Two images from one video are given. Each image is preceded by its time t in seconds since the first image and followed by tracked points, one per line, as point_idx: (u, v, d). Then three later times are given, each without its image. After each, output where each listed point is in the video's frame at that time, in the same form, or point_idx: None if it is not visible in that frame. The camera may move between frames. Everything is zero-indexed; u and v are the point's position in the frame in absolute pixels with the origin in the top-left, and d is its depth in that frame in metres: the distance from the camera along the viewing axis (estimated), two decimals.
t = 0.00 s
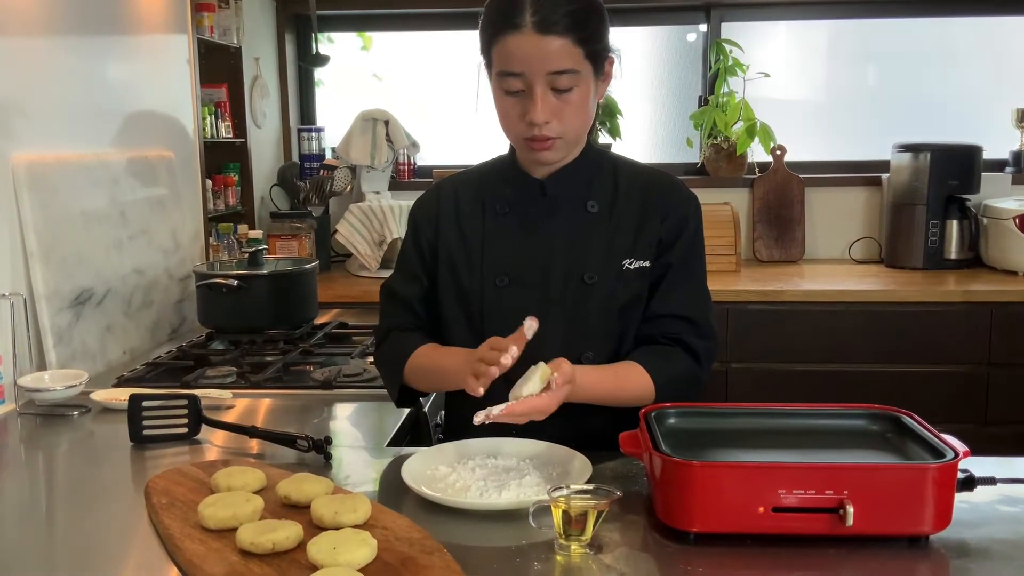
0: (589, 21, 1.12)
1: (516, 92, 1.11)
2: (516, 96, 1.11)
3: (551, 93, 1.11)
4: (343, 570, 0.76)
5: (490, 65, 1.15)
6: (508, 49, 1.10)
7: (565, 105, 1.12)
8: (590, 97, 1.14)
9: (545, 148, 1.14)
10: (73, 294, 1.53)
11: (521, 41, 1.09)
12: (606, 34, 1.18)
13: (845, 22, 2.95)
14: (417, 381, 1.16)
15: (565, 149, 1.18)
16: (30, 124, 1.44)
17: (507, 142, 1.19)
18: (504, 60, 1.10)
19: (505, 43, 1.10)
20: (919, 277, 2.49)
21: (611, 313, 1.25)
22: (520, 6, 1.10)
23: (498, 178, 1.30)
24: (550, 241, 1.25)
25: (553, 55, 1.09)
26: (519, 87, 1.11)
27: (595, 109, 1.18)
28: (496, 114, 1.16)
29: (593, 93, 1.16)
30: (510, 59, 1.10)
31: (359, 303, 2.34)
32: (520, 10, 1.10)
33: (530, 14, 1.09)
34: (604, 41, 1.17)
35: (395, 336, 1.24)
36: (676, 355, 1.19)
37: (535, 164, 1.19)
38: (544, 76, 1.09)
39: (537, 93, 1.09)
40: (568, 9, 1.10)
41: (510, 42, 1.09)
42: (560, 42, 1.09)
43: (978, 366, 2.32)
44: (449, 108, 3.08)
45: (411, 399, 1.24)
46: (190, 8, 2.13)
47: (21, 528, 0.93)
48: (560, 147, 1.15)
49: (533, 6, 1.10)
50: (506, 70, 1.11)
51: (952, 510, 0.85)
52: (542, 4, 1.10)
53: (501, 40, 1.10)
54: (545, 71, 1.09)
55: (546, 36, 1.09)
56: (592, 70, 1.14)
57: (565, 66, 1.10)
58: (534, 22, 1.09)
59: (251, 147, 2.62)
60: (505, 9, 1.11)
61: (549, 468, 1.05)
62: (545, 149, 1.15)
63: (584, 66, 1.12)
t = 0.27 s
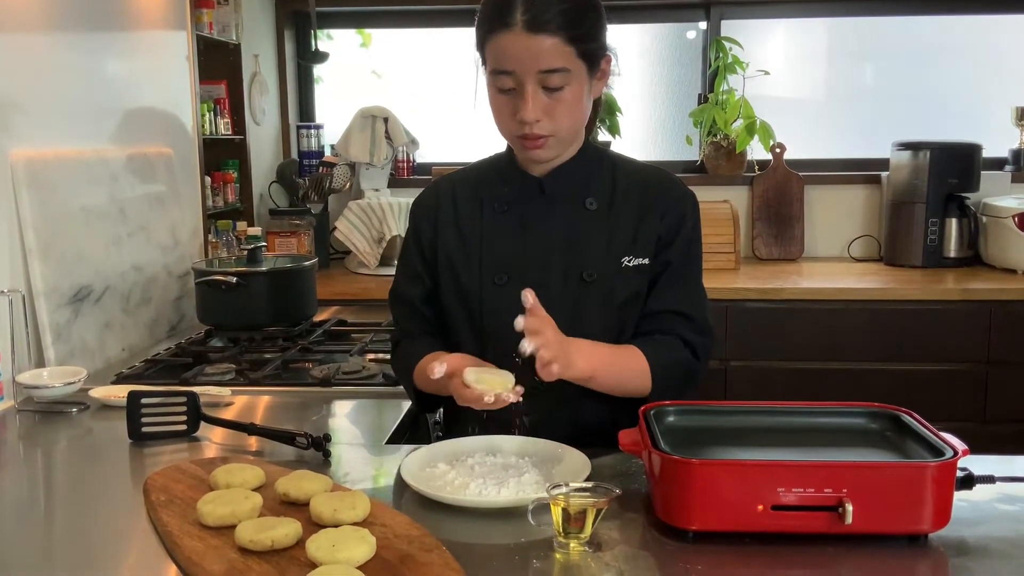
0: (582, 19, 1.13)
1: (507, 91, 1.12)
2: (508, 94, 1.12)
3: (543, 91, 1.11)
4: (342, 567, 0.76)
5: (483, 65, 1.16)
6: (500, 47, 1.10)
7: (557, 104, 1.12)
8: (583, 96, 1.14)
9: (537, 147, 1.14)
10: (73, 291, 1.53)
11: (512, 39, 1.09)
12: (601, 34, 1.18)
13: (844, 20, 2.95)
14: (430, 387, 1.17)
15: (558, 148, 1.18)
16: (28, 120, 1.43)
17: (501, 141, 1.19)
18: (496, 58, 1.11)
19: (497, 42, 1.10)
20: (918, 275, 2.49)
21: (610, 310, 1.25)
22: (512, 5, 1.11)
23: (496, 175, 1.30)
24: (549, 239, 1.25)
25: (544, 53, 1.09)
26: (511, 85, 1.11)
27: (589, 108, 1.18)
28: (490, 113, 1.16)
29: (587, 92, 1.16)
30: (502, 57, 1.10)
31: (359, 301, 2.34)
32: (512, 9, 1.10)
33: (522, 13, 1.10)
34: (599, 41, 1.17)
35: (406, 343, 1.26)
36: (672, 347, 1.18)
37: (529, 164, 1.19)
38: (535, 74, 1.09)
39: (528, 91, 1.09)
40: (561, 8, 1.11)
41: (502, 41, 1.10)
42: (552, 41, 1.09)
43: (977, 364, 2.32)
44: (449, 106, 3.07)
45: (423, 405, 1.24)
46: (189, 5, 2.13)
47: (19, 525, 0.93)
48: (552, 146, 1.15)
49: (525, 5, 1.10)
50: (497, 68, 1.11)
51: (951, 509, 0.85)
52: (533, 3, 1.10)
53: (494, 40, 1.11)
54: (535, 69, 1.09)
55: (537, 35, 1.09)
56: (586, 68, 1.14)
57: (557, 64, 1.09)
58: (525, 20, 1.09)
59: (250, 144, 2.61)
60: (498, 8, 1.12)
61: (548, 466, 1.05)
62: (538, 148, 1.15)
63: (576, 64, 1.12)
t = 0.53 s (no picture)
0: (590, 47, 1.16)
1: (517, 116, 1.16)
2: (518, 119, 1.16)
3: (551, 117, 1.15)
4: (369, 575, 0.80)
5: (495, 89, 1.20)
6: (510, 74, 1.14)
7: (564, 130, 1.16)
8: (591, 121, 1.19)
9: (546, 170, 1.19)
10: (90, 298, 1.56)
11: (522, 67, 1.13)
12: (611, 61, 1.22)
13: (840, 48, 3.02)
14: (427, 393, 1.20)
15: (567, 171, 1.22)
16: (52, 131, 1.47)
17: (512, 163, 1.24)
18: (507, 85, 1.15)
19: (507, 69, 1.15)
20: (908, 299, 2.55)
21: (617, 335, 1.30)
22: (522, 33, 1.15)
23: (509, 198, 1.34)
24: (559, 264, 1.29)
25: (552, 80, 1.13)
26: (521, 111, 1.16)
27: (598, 132, 1.22)
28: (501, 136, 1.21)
29: (595, 117, 1.20)
30: (512, 84, 1.14)
31: (362, 311, 2.38)
32: (522, 38, 1.14)
33: (530, 42, 1.13)
34: (608, 67, 1.20)
35: (408, 354, 1.29)
36: (684, 375, 1.24)
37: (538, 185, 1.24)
38: (543, 101, 1.14)
39: (536, 116, 1.14)
40: (569, 37, 1.15)
41: (512, 68, 1.14)
42: (560, 68, 1.13)
43: (964, 387, 2.38)
44: (452, 121, 3.13)
45: (424, 412, 1.29)
46: (204, 18, 2.17)
47: (51, 528, 0.97)
48: (561, 169, 1.20)
49: (535, 34, 1.14)
50: (508, 95, 1.15)
51: (942, 530, 0.90)
52: (544, 31, 1.14)
53: (504, 66, 1.15)
54: (544, 96, 1.13)
55: (546, 63, 1.13)
56: (595, 96, 1.18)
57: (565, 91, 1.14)
58: (533, 49, 1.13)
59: (258, 155, 2.65)
60: (509, 36, 1.16)
61: (557, 480, 1.09)
62: (546, 172, 1.19)
63: (584, 91, 1.16)
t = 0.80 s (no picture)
0: (598, 45, 1.17)
1: (527, 113, 1.16)
2: (528, 116, 1.16)
3: (561, 114, 1.15)
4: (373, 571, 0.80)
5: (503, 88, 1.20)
6: (519, 71, 1.14)
7: (574, 126, 1.16)
8: (599, 119, 1.19)
9: (555, 168, 1.18)
10: (95, 294, 1.56)
11: (532, 64, 1.13)
12: (618, 60, 1.22)
13: (845, 45, 3.01)
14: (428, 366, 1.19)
15: (576, 169, 1.22)
16: (57, 127, 1.47)
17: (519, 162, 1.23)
18: (516, 82, 1.15)
19: (517, 66, 1.14)
20: (913, 296, 2.55)
21: (617, 330, 1.30)
22: (531, 30, 1.15)
23: (511, 193, 1.34)
24: (560, 259, 1.30)
25: (563, 77, 1.13)
26: (531, 108, 1.15)
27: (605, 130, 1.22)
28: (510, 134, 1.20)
29: (603, 115, 1.20)
30: (522, 81, 1.14)
31: (366, 308, 2.38)
32: (531, 34, 1.15)
33: (540, 38, 1.14)
34: (615, 65, 1.21)
35: (405, 337, 1.29)
36: (679, 371, 1.23)
37: (546, 183, 1.23)
38: (554, 98, 1.14)
39: (547, 113, 1.14)
40: (578, 34, 1.15)
41: (521, 65, 1.14)
42: (570, 65, 1.13)
43: (968, 385, 2.38)
44: (456, 117, 3.12)
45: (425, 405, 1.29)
46: (208, 15, 2.17)
47: (56, 523, 0.97)
48: (570, 167, 1.19)
49: (544, 31, 1.14)
50: (518, 92, 1.15)
51: (946, 528, 0.90)
52: (552, 28, 1.15)
53: (513, 64, 1.15)
54: (554, 93, 1.13)
55: (556, 60, 1.13)
56: (603, 93, 1.19)
57: (575, 88, 1.14)
58: (544, 45, 1.13)
59: (262, 151, 2.66)
60: (518, 33, 1.16)
61: (560, 477, 1.09)
62: (556, 169, 1.18)
63: (593, 88, 1.16)
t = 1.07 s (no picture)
0: (606, 38, 1.16)
1: (532, 105, 1.15)
2: (533, 108, 1.15)
3: (566, 106, 1.14)
4: (377, 567, 0.80)
5: (509, 80, 1.19)
6: (526, 62, 1.14)
7: (579, 119, 1.15)
8: (605, 113, 1.18)
9: (559, 161, 1.18)
10: (99, 290, 1.57)
11: (538, 55, 1.13)
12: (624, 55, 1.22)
13: (851, 40, 3.00)
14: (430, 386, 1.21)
15: (580, 163, 1.21)
16: (62, 122, 1.47)
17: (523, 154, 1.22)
18: (522, 73, 1.15)
19: (523, 57, 1.14)
20: (918, 293, 2.54)
21: (623, 327, 1.30)
22: (538, 22, 1.15)
23: (516, 189, 1.33)
24: (566, 256, 1.29)
25: (569, 69, 1.13)
26: (536, 99, 1.15)
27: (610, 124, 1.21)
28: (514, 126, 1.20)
29: (608, 109, 1.19)
30: (528, 72, 1.14)
31: (370, 304, 2.38)
32: (538, 26, 1.14)
33: (548, 30, 1.13)
34: (622, 59, 1.21)
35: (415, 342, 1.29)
36: (682, 365, 1.23)
37: (550, 176, 1.23)
38: (560, 90, 1.13)
39: (552, 105, 1.13)
40: (586, 27, 1.15)
41: (528, 56, 1.14)
42: (577, 58, 1.13)
43: (974, 381, 2.37)
44: (461, 113, 3.12)
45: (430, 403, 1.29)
46: (213, 11, 2.17)
47: (60, 518, 0.97)
48: (574, 160, 1.19)
49: (551, 23, 1.14)
50: (523, 83, 1.15)
51: (952, 525, 0.89)
52: (560, 21, 1.14)
53: (520, 55, 1.15)
54: (560, 85, 1.13)
55: (563, 51, 1.13)
56: (608, 86, 1.18)
57: (581, 80, 1.13)
58: (551, 37, 1.13)
59: (266, 147, 2.66)
60: (525, 25, 1.16)
61: (565, 474, 1.09)
62: (560, 163, 1.18)
63: (599, 81, 1.16)
